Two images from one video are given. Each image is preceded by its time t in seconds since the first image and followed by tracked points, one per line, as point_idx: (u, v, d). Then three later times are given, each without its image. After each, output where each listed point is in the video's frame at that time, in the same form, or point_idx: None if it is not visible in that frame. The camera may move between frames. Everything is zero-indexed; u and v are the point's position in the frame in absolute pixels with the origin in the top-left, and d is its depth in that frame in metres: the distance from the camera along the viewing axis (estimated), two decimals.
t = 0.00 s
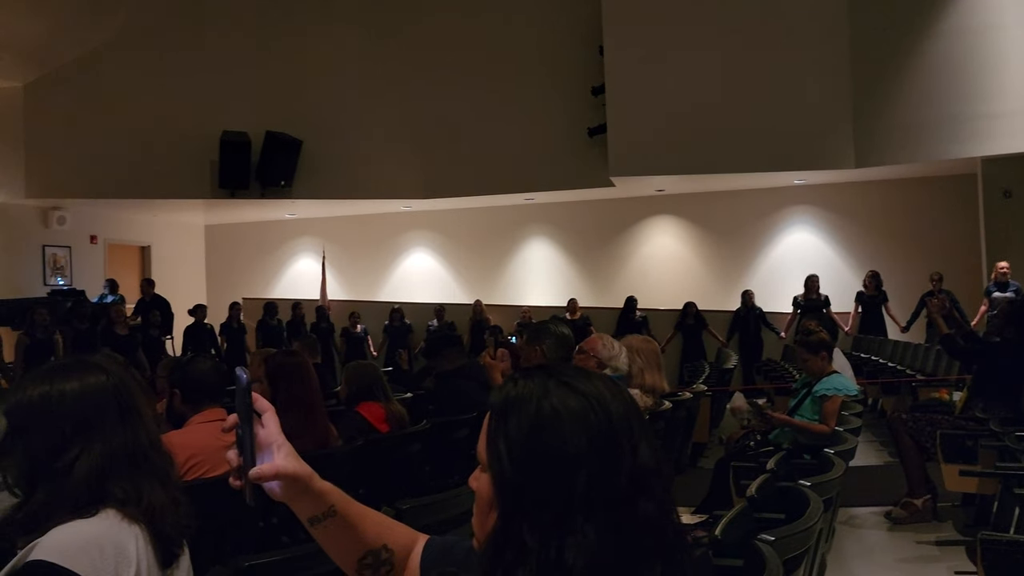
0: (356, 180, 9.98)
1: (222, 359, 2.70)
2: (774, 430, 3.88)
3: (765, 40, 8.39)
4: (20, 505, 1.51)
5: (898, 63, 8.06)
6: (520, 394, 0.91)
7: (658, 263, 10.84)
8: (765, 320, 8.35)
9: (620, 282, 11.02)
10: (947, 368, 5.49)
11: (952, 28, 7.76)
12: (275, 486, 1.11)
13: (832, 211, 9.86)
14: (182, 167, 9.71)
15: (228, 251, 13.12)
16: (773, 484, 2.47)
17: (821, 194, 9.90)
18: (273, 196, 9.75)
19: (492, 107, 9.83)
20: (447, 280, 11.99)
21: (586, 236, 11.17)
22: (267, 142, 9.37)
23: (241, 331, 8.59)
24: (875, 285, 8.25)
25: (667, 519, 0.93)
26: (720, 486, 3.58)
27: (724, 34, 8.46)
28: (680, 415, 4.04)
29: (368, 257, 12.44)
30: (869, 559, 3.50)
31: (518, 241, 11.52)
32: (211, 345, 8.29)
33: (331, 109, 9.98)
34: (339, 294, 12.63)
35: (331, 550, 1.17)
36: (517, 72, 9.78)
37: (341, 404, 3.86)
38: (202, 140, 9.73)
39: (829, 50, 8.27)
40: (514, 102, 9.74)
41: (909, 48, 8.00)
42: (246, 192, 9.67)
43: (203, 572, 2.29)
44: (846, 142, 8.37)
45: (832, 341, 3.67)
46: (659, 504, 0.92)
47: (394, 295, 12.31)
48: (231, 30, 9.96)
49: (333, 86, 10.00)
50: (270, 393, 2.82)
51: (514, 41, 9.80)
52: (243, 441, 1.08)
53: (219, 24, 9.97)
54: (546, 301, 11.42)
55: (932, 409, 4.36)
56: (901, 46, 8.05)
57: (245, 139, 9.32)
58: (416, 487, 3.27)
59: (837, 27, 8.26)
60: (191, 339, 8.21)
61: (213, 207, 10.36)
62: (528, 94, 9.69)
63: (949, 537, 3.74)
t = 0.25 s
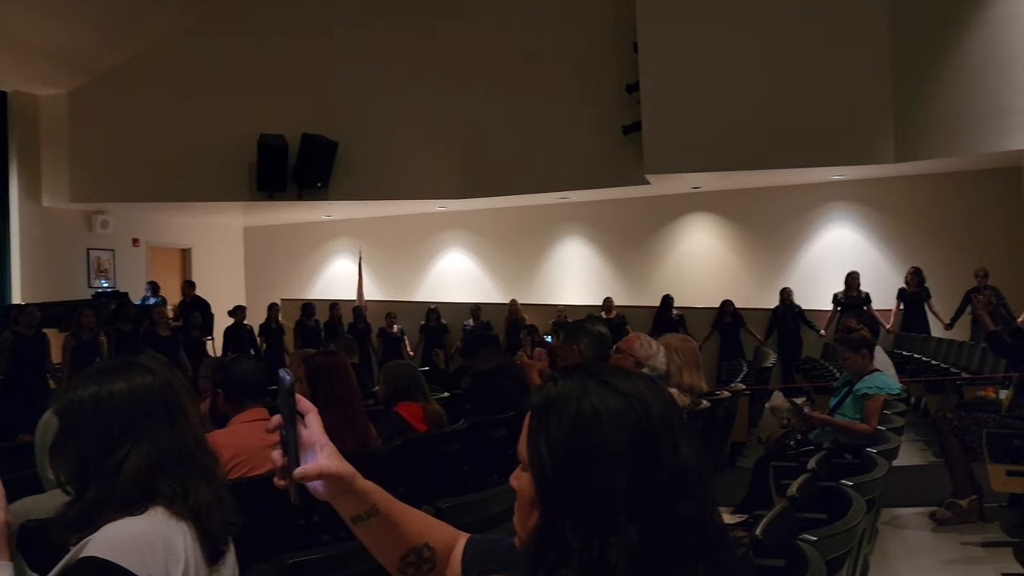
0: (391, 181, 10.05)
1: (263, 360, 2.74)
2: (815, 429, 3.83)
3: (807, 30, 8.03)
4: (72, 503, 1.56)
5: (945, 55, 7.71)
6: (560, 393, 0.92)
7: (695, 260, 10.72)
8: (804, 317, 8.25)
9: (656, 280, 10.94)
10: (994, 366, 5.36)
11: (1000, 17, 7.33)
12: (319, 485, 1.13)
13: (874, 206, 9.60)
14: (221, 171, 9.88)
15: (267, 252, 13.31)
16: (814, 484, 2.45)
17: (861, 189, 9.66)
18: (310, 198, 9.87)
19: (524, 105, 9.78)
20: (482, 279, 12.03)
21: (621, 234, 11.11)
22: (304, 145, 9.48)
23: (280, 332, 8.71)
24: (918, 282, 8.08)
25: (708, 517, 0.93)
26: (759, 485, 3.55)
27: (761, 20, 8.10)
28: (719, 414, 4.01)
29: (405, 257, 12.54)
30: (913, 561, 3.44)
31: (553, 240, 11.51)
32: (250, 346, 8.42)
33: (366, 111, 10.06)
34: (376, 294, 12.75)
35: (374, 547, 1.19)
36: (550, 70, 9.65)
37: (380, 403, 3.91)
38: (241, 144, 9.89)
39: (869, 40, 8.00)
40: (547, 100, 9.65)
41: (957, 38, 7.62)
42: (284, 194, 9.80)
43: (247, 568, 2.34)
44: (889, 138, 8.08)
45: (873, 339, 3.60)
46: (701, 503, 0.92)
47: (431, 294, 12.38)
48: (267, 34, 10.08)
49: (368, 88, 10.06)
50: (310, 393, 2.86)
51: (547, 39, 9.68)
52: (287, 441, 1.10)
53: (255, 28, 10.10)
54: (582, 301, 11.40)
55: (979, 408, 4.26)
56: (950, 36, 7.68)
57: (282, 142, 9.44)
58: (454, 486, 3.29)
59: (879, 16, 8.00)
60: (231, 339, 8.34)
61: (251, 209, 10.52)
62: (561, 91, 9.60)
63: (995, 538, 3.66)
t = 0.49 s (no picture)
0: (433, 180, 10.11)
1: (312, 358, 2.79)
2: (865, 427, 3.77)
3: (858, 19, 7.70)
4: (134, 496, 1.61)
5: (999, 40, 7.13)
6: (610, 389, 0.93)
7: (739, 256, 10.53)
8: (853, 313, 8.11)
9: (700, 277, 10.80)
10: None
11: None
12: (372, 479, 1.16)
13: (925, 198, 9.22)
14: (267, 172, 10.06)
15: (312, 252, 13.55)
16: (864, 481, 2.43)
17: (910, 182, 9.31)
18: (353, 198, 10.00)
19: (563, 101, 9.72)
20: (524, 277, 12.05)
21: (662, 230, 11.03)
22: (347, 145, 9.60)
23: (325, 330, 8.83)
24: (970, 276, 7.88)
25: (760, 512, 0.93)
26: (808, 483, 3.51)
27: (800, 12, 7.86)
28: (766, 410, 3.98)
29: (447, 256, 12.63)
30: (968, 561, 3.37)
31: (595, 237, 11.48)
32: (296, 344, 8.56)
33: (408, 110, 10.15)
34: (419, 293, 12.88)
35: (425, 539, 1.21)
36: (590, 67, 9.54)
37: (425, 400, 3.95)
38: (286, 145, 10.06)
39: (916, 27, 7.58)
40: (587, 96, 9.56)
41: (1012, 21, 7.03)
42: (328, 194, 9.94)
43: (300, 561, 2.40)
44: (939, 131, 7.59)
45: (925, 334, 3.53)
46: (753, 498, 0.92)
47: (473, 292, 12.44)
48: (310, 36, 10.21)
49: (409, 88, 10.14)
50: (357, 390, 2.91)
51: (587, 34, 9.58)
52: (342, 437, 1.13)
53: (298, 30, 10.24)
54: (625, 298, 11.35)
55: None
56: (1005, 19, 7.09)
57: (325, 142, 9.57)
58: (498, 483, 3.32)
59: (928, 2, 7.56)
60: (277, 338, 8.50)
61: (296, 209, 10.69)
62: (600, 86, 9.51)
63: None
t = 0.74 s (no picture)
0: (471, 177, 10.16)
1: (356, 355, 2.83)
2: (913, 423, 3.70)
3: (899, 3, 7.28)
4: (188, 489, 1.66)
5: None
6: (658, 383, 0.94)
7: (782, 250, 10.34)
8: (899, 307, 7.95)
9: (742, 272, 10.64)
10: None
11: None
12: (422, 472, 1.18)
13: (974, 192, 9.00)
14: (309, 171, 10.20)
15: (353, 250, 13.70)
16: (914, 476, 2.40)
17: (960, 176, 9.07)
18: (393, 196, 10.09)
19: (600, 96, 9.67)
20: (564, 273, 12.04)
21: (703, 226, 10.92)
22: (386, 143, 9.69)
23: (365, 328, 8.91)
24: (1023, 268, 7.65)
25: (812, 507, 0.92)
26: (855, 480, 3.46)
27: None
28: (812, 406, 3.93)
29: (486, 253, 12.67)
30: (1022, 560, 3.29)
31: (635, 233, 11.43)
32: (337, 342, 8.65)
33: (446, 108, 10.21)
34: (458, 289, 12.96)
35: (474, 533, 1.23)
36: (629, 61, 9.45)
37: (468, 396, 3.98)
38: (327, 145, 10.20)
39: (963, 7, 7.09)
40: (626, 90, 9.48)
41: None
42: (368, 192, 10.05)
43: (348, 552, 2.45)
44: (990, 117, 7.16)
45: (976, 328, 3.46)
46: (805, 493, 0.91)
47: (512, 289, 12.47)
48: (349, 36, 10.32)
49: (447, 86, 10.19)
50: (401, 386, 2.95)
51: (626, 28, 9.50)
52: (392, 430, 1.16)
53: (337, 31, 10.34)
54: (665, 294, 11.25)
55: None
56: None
57: (365, 141, 9.68)
58: (540, 478, 3.33)
59: None
60: (319, 335, 8.61)
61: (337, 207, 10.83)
62: (638, 80, 9.43)
63: None
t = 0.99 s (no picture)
0: (510, 175, 10.17)
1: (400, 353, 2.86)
2: (965, 421, 3.61)
3: None
4: (238, 483, 1.69)
5: None
6: (705, 378, 0.94)
7: (825, 245, 10.17)
8: (948, 303, 7.77)
9: (784, 268, 10.47)
10: None
11: None
12: (470, 467, 1.20)
13: None
14: (350, 172, 10.32)
15: (394, 248, 13.83)
16: (966, 476, 2.35)
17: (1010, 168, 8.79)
18: (433, 195, 10.16)
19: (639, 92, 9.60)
20: (603, 271, 11.99)
21: (744, 221, 10.78)
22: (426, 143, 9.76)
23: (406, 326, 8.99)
24: None
25: (865, 503, 0.91)
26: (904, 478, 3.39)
27: None
28: (859, 404, 3.85)
29: (526, 251, 12.67)
30: None
31: (675, 229, 11.33)
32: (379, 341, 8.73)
33: (484, 106, 10.23)
34: (497, 288, 12.97)
35: (521, 528, 1.24)
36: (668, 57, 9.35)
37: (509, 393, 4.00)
38: (368, 145, 10.30)
39: None
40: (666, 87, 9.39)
41: None
42: (408, 191, 10.13)
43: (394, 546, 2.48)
44: None
45: None
46: (856, 489, 0.91)
47: (552, 287, 12.46)
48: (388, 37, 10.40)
49: (485, 84, 10.21)
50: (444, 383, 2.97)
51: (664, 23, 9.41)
52: (441, 426, 1.18)
53: (377, 31, 10.43)
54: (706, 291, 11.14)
55: None
56: None
57: (405, 140, 9.76)
58: (583, 475, 3.33)
59: None
60: (361, 334, 8.70)
61: (378, 207, 10.93)
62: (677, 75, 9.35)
63: None
